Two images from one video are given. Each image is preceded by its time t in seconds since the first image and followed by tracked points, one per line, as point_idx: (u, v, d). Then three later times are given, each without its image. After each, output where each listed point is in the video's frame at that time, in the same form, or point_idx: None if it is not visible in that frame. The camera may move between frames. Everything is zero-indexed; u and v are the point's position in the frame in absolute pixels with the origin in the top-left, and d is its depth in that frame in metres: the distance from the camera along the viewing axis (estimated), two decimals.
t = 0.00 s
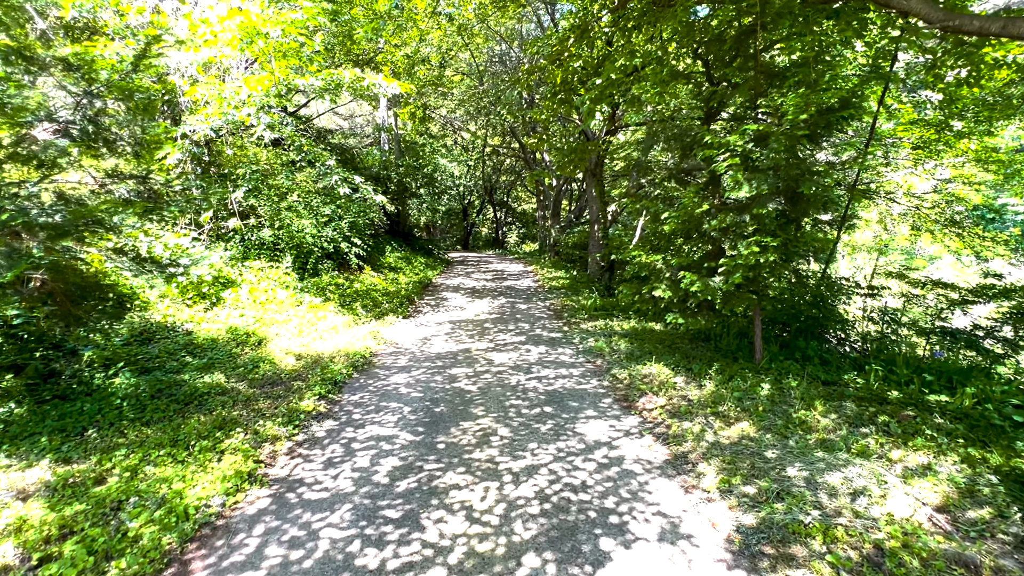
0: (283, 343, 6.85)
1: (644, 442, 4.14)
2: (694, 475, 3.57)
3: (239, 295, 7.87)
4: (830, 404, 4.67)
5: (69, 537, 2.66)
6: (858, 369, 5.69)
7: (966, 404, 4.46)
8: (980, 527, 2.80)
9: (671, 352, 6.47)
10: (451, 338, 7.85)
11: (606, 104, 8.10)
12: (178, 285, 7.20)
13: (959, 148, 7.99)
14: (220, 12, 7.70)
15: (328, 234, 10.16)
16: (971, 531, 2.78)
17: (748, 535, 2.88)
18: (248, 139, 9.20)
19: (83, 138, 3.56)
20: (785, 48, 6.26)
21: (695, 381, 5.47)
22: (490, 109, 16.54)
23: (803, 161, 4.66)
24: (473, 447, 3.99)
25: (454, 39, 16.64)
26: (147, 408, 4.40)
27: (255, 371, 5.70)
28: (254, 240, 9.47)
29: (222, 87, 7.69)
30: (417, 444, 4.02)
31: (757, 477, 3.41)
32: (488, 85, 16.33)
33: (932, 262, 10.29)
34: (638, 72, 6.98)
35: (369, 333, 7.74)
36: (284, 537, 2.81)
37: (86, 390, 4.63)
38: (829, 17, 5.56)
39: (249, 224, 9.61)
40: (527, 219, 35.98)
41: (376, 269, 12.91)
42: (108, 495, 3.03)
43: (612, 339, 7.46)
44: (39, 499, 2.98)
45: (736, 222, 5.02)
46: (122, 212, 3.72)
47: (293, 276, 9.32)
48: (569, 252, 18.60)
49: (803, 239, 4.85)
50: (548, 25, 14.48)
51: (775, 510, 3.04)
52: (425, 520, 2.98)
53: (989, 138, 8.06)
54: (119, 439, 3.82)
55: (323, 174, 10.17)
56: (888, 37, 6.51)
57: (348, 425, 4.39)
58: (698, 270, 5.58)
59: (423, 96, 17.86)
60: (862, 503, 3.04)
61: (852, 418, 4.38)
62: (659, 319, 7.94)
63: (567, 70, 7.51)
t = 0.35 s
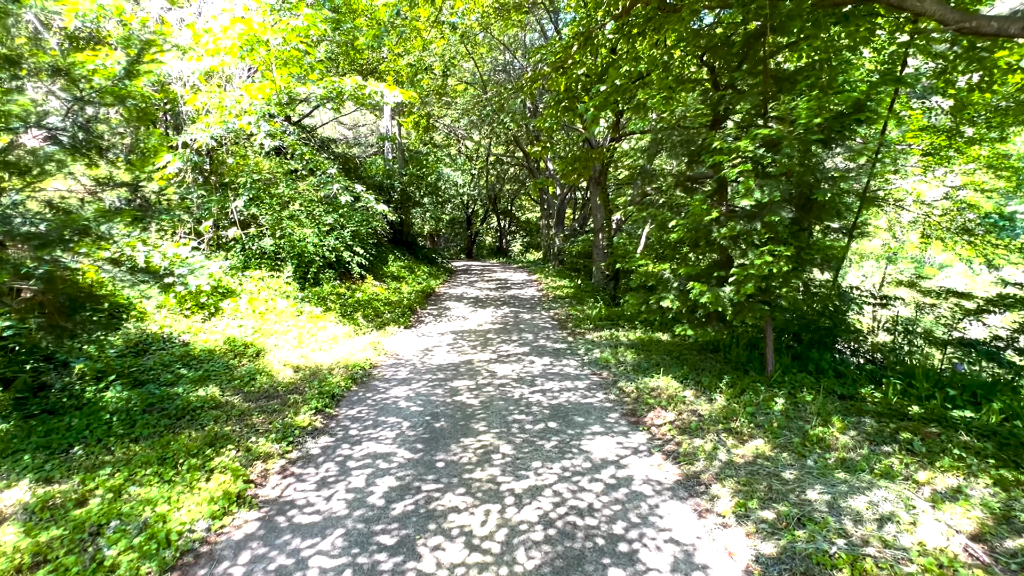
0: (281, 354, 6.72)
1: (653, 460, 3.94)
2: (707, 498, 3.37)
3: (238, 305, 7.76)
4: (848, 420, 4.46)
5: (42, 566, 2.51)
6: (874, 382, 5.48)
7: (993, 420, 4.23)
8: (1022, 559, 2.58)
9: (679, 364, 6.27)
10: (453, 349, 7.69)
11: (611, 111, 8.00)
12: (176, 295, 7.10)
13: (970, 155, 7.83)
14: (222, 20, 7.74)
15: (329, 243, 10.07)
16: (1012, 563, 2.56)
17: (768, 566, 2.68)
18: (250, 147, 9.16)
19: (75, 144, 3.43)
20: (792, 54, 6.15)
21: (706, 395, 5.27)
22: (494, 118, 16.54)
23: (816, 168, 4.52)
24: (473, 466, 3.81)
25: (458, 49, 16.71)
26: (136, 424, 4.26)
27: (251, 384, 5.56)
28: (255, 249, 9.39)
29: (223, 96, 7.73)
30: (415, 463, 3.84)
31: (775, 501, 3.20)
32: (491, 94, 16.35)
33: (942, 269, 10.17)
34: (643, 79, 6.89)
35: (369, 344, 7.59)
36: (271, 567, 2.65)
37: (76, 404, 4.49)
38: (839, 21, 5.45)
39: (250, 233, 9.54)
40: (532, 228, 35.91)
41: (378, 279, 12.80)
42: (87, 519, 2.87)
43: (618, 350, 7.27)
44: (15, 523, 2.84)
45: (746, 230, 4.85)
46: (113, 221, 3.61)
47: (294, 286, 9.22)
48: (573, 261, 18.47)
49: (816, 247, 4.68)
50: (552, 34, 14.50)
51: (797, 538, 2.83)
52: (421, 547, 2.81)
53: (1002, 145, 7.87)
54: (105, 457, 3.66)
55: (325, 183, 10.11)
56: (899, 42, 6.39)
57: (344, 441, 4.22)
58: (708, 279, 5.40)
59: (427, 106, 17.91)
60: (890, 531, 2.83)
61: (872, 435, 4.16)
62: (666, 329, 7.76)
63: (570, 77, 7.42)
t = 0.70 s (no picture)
0: (279, 372, 6.53)
1: (670, 491, 3.69)
2: (731, 536, 3.11)
3: (236, 321, 7.60)
4: (876, 446, 4.19)
5: None
6: (898, 405, 5.22)
7: None
8: None
9: (691, 384, 6.02)
10: (457, 366, 7.47)
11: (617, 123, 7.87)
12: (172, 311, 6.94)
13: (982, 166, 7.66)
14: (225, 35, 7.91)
15: (331, 257, 9.95)
16: None
17: None
18: (253, 160, 9.11)
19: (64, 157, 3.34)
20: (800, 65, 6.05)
21: (721, 418, 5.01)
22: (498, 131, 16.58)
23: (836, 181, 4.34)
24: (477, 497, 3.57)
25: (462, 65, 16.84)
26: (124, 449, 4.06)
27: (246, 405, 5.35)
28: (256, 263, 9.27)
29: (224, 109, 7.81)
30: (416, 494, 3.61)
31: (806, 541, 2.94)
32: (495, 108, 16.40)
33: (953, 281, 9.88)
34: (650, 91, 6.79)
35: (370, 361, 7.38)
36: None
37: (63, 428, 4.30)
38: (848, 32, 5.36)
39: (252, 247, 9.44)
40: (535, 241, 35.86)
41: (380, 293, 12.65)
42: (59, 560, 2.65)
43: (627, 369, 7.02)
44: None
45: (762, 244, 4.64)
46: (99, 237, 3.53)
47: (294, 301, 9.07)
48: (577, 275, 18.30)
49: (837, 262, 4.48)
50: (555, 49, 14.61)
51: None
52: None
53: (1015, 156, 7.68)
54: (87, 487, 3.45)
55: (326, 195, 9.99)
56: (908, 53, 6.30)
57: (341, 469, 3.99)
58: (721, 296, 5.19)
59: (431, 120, 17.99)
60: None
61: (903, 464, 3.89)
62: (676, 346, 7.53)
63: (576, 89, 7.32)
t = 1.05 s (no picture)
0: (275, 382, 6.37)
1: (680, 513, 3.49)
2: (747, 563, 2.92)
3: (233, 329, 7.45)
4: (897, 463, 3.99)
5: None
6: (917, 418, 5.01)
7: None
8: None
9: (699, 395, 5.82)
10: (458, 376, 7.28)
11: (621, 128, 7.74)
12: (167, 320, 6.81)
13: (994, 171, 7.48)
14: (224, 40, 7.90)
15: (332, 264, 9.84)
16: None
17: None
18: (253, 166, 9.02)
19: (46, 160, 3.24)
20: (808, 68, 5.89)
21: (732, 432, 4.82)
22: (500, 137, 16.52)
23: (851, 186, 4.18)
24: (477, 518, 3.38)
25: (465, 71, 16.84)
26: (110, 465, 3.90)
27: (239, 417, 5.18)
28: (255, 270, 9.15)
29: (223, 114, 7.79)
30: (412, 514, 3.42)
31: (829, 570, 2.75)
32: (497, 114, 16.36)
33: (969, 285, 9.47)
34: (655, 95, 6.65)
35: (369, 370, 7.22)
36: None
37: (48, 441, 4.14)
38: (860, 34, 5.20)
39: (251, 254, 9.33)
40: (538, 247, 35.72)
41: (381, 300, 12.51)
42: None
43: (632, 379, 6.83)
44: None
45: (774, 251, 4.48)
46: (83, 245, 3.39)
47: (293, 308, 8.92)
48: (581, 281, 18.13)
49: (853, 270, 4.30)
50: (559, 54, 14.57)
51: None
52: None
53: None
54: (68, 507, 3.29)
55: (326, 201, 9.87)
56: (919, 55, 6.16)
57: (334, 486, 3.81)
58: (731, 304, 5.01)
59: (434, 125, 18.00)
60: None
61: (928, 483, 3.69)
62: (682, 355, 7.33)
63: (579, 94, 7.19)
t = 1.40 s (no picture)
0: (264, 389, 6.18)
1: (681, 533, 3.28)
2: None
3: (223, 334, 7.29)
4: (912, 480, 3.77)
5: None
6: (930, 432, 4.78)
7: None
8: None
9: (701, 406, 5.60)
10: (453, 383, 7.08)
11: (621, 130, 7.57)
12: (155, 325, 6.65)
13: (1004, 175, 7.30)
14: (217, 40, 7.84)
15: (328, 268, 9.69)
16: None
17: None
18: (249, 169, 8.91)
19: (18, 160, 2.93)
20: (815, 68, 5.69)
21: (736, 445, 4.59)
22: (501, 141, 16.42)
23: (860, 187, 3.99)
24: (464, 538, 3.18)
25: (466, 75, 16.82)
26: (82, 477, 3.71)
27: (223, 426, 5.00)
28: (249, 274, 9.00)
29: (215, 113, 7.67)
30: (396, 534, 3.21)
31: None
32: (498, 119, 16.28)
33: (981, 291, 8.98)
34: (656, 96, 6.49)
35: (361, 377, 7.03)
36: None
37: (19, 452, 3.96)
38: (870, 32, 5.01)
39: (245, 257, 9.19)
40: (540, 252, 35.54)
41: (378, 305, 12.35)
42: None
43: (632, 387, 6.61)
44: None
45: (780, 255, 4.27)
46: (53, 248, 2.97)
47: (287, 313, 8.77)
48: (582, 287, 17.93)
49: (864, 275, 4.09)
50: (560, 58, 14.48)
51: None
52: None
53: None
54: (31, 523, 3.10)
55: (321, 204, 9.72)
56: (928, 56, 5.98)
57: (316, 502, 3.61)
58: (735, 311, 4.81)
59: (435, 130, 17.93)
60: None
61: (945, 502, 3.47)
62: (684, 362, 7.12)
63: (579, 95, 7.04)
